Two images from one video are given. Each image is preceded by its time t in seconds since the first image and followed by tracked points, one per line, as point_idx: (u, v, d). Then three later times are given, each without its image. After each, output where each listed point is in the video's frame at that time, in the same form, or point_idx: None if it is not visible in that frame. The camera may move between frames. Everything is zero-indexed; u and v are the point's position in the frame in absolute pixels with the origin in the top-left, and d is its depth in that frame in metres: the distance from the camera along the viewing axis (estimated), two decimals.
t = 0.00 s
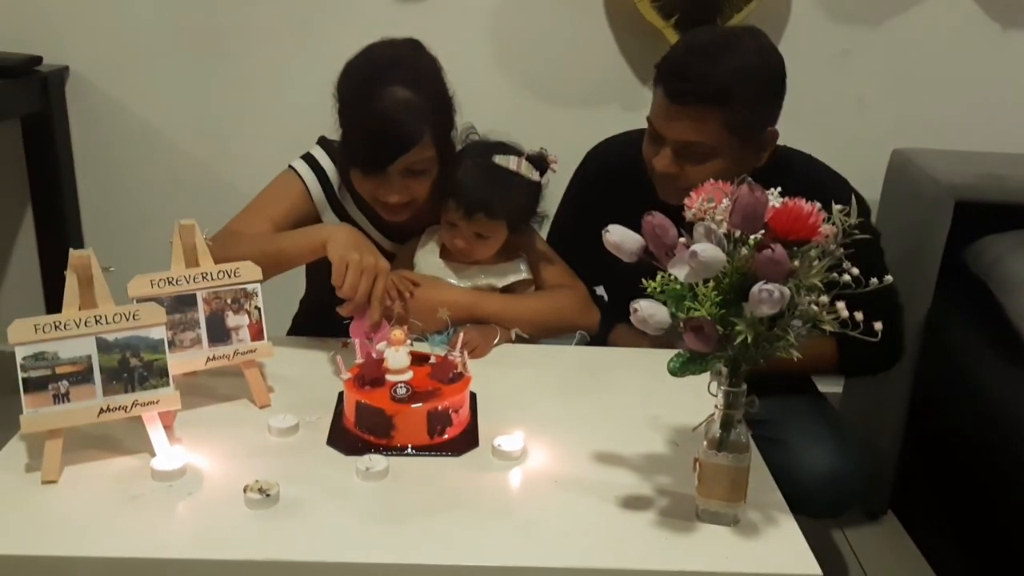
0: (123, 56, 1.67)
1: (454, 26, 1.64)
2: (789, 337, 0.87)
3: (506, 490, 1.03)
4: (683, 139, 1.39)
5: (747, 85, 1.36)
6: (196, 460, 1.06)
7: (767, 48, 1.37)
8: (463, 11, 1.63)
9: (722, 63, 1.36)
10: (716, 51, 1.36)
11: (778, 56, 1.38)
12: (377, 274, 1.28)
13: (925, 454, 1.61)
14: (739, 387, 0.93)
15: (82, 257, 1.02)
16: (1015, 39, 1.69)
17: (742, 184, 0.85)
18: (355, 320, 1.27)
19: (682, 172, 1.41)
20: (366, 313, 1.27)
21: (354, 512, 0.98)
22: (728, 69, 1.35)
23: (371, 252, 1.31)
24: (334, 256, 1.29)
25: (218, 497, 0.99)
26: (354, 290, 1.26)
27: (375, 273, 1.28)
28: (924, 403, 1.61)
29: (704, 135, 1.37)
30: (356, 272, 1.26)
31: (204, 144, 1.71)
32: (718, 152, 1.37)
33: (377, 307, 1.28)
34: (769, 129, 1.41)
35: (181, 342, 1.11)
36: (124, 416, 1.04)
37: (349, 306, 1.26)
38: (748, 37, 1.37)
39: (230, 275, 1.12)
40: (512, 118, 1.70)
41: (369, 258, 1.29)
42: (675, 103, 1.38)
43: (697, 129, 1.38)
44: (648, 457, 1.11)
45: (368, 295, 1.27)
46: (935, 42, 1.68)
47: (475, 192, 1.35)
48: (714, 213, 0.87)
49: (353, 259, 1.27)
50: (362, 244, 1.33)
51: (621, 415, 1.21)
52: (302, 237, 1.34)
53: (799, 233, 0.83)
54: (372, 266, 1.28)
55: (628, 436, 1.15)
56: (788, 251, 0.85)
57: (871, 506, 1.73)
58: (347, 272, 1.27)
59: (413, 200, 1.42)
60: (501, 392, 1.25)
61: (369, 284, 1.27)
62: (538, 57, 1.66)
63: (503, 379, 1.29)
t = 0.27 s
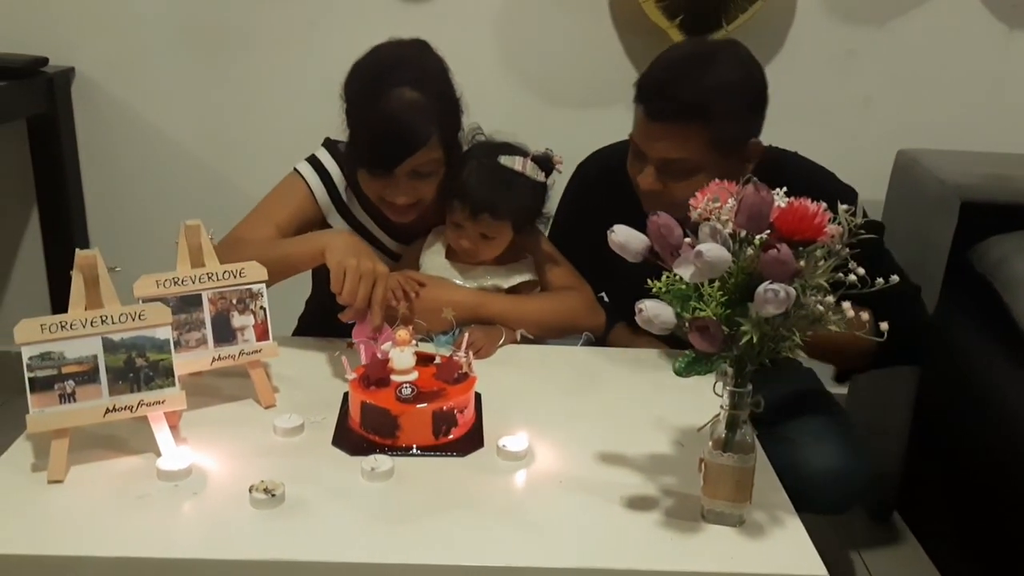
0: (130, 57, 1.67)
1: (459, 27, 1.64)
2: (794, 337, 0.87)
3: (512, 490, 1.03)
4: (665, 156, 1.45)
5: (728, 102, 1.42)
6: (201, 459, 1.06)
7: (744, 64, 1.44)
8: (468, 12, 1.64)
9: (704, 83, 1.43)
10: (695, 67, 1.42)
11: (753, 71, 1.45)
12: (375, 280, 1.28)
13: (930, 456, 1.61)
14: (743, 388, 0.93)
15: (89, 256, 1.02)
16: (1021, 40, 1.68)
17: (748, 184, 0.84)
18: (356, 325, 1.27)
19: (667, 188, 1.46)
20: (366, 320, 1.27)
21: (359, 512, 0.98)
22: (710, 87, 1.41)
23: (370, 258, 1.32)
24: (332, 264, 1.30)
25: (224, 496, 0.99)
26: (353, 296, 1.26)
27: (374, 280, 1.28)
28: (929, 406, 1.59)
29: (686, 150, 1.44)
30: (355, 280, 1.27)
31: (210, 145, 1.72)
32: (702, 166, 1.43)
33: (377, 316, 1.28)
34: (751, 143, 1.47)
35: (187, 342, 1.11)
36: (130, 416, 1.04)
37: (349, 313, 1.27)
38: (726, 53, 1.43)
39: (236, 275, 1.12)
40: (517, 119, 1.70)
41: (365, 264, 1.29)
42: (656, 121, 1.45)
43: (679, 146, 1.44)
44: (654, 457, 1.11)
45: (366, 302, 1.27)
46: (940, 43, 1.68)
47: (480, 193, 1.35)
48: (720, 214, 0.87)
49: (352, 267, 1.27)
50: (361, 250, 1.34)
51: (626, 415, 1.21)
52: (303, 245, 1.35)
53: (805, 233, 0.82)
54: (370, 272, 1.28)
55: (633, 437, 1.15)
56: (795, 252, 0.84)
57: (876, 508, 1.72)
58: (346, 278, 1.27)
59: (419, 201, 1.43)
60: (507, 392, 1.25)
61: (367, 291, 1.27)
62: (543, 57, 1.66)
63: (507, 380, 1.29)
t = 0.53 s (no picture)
0: (136, 58, 1.67)
1: (464, 27, 1.64)
2: (801, 339, 0.86)
3: (516, 493, 1.03)
4: (622, 153, 1.33)
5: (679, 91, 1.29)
6: (207, 461, 1.06)
7: (705, 50, 1.33)
8: (473, 12, 1.63)
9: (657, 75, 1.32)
10: (647, 59, 1.31)
11: (714, 57, 1.34)
12: (377, 282, 1.27)
13: (937, 458, 1.60)
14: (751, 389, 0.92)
15: (95, 258, 1.02)
16: None
17: (756, 185, 0.84)
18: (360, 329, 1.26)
19: (630, 188, 1.35)
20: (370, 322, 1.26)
21: (364, 514, 0.98)
22: (661, 76, 1.29)
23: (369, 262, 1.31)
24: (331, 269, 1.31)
25: (229, 498, 0.99)
26: (355, 301, 1.26)
27: (375, 280, 1.27)
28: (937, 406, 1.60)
29: (643, 147, 1.32)
30: (357, 284, 1.26)
31: (215, 146, 1.72)
32: (661, 163, 1.32)
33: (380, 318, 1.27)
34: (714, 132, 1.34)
35: (193, 343, 1.12)
36: (137, 417, 1.04)
37: (354, 316, 1.26)
38: (676, 42, 1.32)
39: (242, 276, 1.12)
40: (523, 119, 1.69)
41: (365, 268, 1.29)
42: (607, 115, 1.34)
43: (633, 143, 1.32)
44: (660, 459, 1.10)
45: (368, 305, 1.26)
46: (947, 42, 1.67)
47: (483, 192, 1.36)
48: (727, 215, 0.87)
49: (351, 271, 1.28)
50: (362, 252, 1.35)
51: (631, 417, 1.20)
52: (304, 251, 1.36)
53: (813, 234, 0.82)
54: (370, 275, 1.27)
55: (638, 439, 1.15)
56: (801, 252, 0.85)
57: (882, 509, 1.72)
58: (347, 283, 1.27)
59: (424, 200, 1.41)
60: (511, 394, 1.25)
61: (368, 293, 1.26)
62: (549, 58, 1.66)
63: (513, 382, 1.29)
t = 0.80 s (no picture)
0: (140, 59, 1.67)
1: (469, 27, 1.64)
2: (808, 339, 0.86)
3: (521, 493, 1.03)
4: (582, 109, 1.33)
5: (630, 47, 1.26)
6: (212, 461, 1.06)
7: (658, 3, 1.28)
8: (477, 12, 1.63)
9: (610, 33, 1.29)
10: (598, 21, 1.28)
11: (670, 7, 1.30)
12: (375, 285, 1.28)
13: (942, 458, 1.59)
14: (758, 389, 0.92)
15: (101, 258, 1.02)
16: None
17: (762, 185, 0.84)
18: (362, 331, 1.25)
19: (596, 140, 1.37)
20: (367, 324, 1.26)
21: (369, 515, 0.97)
22: (609, 34, 1.26)
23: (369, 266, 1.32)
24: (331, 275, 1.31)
25: (234, 498, 0.99)
26: (354, 303, 1.28)
27: (373, 283, 1.29)
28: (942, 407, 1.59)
29: (599, 103, 1.31)
30: (356, 289, 1.28)
31: (220, 147, 1.72)
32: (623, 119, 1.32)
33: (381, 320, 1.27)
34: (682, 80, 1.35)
35: (198, 343, 1.11)
36: (142, 417, 1.04)
37: (353, 320, 1.27)
38: None
39: (247, 276, 1.12)
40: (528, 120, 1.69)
41: (364, 271, 1.30)
42: (564, 76, 1.33)
43: (591, 100, 1.32)
44: (666, 460, 1.10)
45: (368, 306, 1.27)
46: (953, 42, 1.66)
47: (484, 193, 1.35)
48: (733, 215, 0.87)
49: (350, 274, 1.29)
50: (360, 258, 1.36)
51: (636, 418, 1.20)
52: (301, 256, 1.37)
53: (820, 234, 0.81)
54: (369, 278, 1.29)
55: (644, 439, 1.15)
56: (809, 252, 0.84)
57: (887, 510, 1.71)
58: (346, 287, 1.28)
59: (423, 197, 1.41)
60: (515, 394, 1.25)
61: (367, 296, 1.27)
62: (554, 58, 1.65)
63: (518, 382, 1.28)
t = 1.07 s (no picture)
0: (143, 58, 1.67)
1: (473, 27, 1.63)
2: (811, 340, 0.86)
3: (523, 494, 1.03)
4: (554, 30, 1.45)
5: None
6: (215, 461, 1.06)
7: None
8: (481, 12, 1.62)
9: None
10: None
11: None
12: (371, 285, 1.29)
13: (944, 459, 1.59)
14: (761, 390, 0.92)
15: (103, 258, 1.02)
16: None
17: (766, 187, 0.84)
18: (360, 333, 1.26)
19: (572, 63, 1.46)
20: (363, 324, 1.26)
21: (370, 516, 0.97)
22: None
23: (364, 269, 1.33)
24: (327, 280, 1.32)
25: (236, 498, 0.99)
26: (351, 305, 1.27)
27: (369, 283, 1.29)
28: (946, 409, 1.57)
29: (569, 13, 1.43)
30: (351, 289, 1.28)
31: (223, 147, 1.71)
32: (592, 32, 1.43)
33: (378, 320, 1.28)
34: None
35: (200, 343, 1.11)
36: (145, 417, 1.04)
37: (352, 321, 1.26)
38: None
39: (250, 276, 1.12)
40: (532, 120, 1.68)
41: (359, 272, 1.31)
42: None
43: (560, 18, 1.44)
44: (669, 461, 1.10)
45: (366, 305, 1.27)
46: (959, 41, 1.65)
47: (480, 192, 1.47)
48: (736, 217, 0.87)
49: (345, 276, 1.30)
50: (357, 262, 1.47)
51: (640, 418, 1.20)
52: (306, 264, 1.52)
53: (823, 235, 0.82)
54: (365, 278, 1.29)
55: (647, 440, 1.15)
56: (811, 253, 0.84)
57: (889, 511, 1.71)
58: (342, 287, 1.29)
59: (421, 188, 1.52)
60: (517, 395, 1.25)
61: (365, 295, 1.27)
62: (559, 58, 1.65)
63: (520, 383, 1.28)
